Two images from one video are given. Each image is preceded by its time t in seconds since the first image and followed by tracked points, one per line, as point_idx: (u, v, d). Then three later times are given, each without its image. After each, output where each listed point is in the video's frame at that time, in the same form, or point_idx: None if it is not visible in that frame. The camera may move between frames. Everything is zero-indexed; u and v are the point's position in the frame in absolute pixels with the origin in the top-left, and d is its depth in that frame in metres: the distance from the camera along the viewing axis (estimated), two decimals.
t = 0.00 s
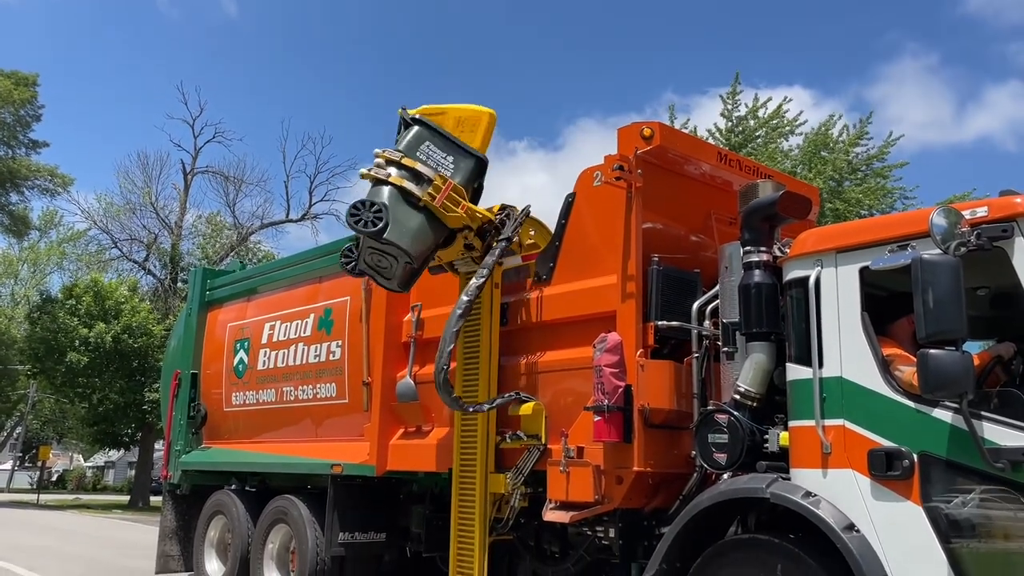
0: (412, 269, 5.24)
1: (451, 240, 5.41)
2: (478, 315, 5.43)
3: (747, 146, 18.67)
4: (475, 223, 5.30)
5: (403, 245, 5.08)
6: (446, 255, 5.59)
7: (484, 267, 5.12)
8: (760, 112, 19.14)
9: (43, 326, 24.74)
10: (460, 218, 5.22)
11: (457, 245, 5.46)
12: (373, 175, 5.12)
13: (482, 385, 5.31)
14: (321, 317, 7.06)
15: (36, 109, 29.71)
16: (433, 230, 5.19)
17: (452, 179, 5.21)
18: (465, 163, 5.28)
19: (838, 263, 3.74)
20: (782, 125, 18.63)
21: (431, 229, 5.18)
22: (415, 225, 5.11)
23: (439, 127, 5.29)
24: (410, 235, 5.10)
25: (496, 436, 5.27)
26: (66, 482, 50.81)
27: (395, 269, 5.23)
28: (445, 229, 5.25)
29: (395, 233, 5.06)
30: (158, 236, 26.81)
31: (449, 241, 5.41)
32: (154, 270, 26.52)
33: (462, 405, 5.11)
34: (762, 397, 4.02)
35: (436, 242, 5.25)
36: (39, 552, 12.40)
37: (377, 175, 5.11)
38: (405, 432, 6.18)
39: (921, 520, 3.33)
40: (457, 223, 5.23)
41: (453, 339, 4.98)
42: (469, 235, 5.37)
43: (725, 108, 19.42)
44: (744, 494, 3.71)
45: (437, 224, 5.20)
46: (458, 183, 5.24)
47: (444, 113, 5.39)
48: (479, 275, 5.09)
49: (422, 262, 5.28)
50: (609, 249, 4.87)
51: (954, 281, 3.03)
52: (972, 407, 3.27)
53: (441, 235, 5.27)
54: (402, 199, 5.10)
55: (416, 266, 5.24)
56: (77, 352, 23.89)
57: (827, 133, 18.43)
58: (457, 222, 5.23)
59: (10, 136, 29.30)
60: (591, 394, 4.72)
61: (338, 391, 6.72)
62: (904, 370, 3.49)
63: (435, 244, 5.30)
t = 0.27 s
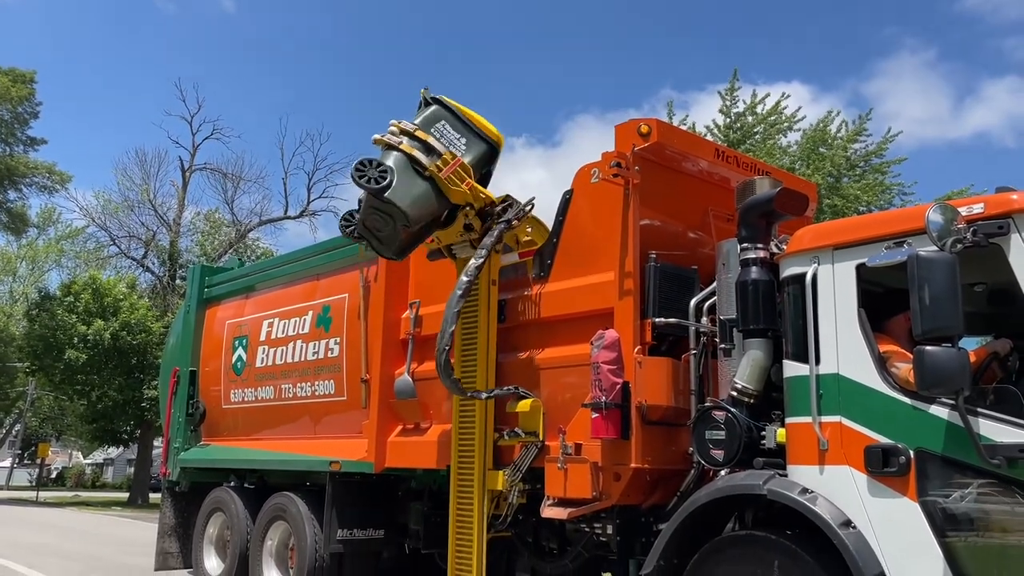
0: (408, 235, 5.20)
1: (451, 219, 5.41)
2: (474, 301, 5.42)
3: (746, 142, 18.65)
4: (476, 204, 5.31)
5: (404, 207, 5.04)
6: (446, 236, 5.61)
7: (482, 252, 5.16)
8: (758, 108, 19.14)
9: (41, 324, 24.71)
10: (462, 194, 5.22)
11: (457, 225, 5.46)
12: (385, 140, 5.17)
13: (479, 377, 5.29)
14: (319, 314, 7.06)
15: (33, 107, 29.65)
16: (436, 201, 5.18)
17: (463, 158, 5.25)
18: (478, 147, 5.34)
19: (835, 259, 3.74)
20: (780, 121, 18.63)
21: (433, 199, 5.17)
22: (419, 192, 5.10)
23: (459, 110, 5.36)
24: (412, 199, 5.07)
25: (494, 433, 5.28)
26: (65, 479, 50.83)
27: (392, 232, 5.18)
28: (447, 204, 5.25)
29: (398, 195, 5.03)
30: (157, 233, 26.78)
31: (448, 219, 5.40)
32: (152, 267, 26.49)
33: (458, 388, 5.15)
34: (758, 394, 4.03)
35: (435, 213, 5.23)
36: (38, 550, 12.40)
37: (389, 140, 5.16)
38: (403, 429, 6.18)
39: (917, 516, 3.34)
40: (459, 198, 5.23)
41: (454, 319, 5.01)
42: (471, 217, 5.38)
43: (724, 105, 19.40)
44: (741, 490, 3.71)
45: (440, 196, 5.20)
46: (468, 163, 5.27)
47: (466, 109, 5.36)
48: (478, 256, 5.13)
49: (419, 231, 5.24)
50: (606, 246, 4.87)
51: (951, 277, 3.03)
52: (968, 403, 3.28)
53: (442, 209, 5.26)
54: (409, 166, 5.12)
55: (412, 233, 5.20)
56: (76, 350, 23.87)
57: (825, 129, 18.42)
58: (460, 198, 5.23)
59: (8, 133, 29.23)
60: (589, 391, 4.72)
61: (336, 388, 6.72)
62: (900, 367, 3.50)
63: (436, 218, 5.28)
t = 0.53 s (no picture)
0: (414, 199, 5.27)
1: (460, 199, 5.40)
2: (473, 288, 5.45)
3: (743, 141, 18.67)
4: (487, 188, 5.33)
5: (416, 167, 5.17)
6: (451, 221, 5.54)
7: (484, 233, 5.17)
8: (756, 107, 19.15)
9: (39, 323, 24.67)
10: (474, 169, 5.25)
11: (464, 206, 5.42)
12: (411, 109, 5.33)
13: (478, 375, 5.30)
14: (318, 313, 7.06)
15: (31, 106, 29.63)
16: (447, 172, 5.25)
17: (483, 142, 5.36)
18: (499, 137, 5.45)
19: (833, 258, 3.75)
20: (778, 120, 18.65)
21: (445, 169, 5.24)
22: (432, 159, 5.21)
23: (488, 103, 5.54)
24: (425, 163, 5.19)
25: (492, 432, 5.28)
26: (63, 479, 50.81)
27: (400, 193, 5.26)
28: (458, 178, 5.28)
29: (411, 155, 5.17)
30: (154, 232, 26.76)
31: (456, 198, 5.40)
32: (150, 266, 26.47)
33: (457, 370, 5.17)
34: (756, 392, 4.04)
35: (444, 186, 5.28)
36: (36, 549, 12.41)
37: (414, 110, 5.32)
38: (401, 429, 6.18)
39: (915, 515, 3.35)
40: (471, 173, 5.26)
41: (457, 302, 5.06)
42: (478, 198, 5.35)
43: (721, 103, 19.42)
44: (739, 489, 3.72)
45: (452, 169, 5.25)
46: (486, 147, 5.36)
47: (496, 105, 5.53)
48: (481, 237, 5.15)
49: (425, 200, 5.30)
50: (604, 245, 4.87)
51: (947, 275, 3.04)
52: (966, 401, 3.28)
53: (453, 183, 5.30)
54: (428, 135, 5.25)
55: (418, 198, 5.27)
56: (73, 349, 23.85)
57: (823, 128, 18.44)
58: (471, 173, 5.26)
59: (5, 132, 29.19)
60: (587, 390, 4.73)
61: (334, 388, 6.72)
62: (898, 365, 3.51)
63: (445, 192, 5.33)
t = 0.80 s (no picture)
0: (421, 172, 5.17)
1: (468, 185, 5.33)
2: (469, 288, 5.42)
3: (740, 142, 18.68)
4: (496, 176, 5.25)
5: (430, 138, 5.09)
6: (455, 203, 5.47)
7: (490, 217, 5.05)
8: (753, 108, 19.17)
9: (35, 325, 24.61)
10: (487, 154, 5.22)
11: (470, 193, 5.33)
12: (437, 92, 5.36)
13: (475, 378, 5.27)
14: (314, 315, 7.05)
15: (27, 107, 29.60)
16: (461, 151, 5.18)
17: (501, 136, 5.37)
18: (515, 136, 5.46)
19: (829, 259, 3.75)
20: (774, 121, 18.66)
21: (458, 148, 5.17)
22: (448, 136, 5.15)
23: (512, 108, 5.64)
24: (440, 137, 5.13)
25: (489, 433, 5.27)
26: (60, 481, 50.71)
27: (409, 162, 5.18)
28: (469, 161, 5.22)
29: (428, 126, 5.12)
30: (151, 234, 26.72)
31: (463, 182, 5.31)
32: (147, 268, 26.44)
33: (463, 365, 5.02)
34: (754, 393, 4.05)
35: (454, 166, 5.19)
36: (32, 552, 12.38)
37: (441, 92, 5.34)
38: (398, 430, 6.17)
39: (911, 515, 3.35)
40: (482, 158, 5.21)
41: (461, 291, 4.94)
42: (485, 185, 5.24)
43: (718, 104, 19.43)
44: (736, 490, 3.72)
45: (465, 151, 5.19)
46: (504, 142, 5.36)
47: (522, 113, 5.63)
48: (484, 222, 5.01)
49: (433, 176, 5.21)
50: (601, 246, 4.87)
51: (944, 275, 3.04)
52: (962, 401, 3.28)
53: (463, 165, 5.22)
54: (448, 116, 5.25)
55: (426, 171, 5.16)
56: (70, 351, 23.79)
57: (820, 129, 18.46)
58: (483, 158, 5.21)
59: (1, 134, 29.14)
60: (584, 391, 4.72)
61: (331, 389, 6.71)
62: (894, 366, 3.52)
63: (453, 172, 5.25)
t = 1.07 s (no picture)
0: (437, 151, 5.24)
1: (480, 178, 5.42)
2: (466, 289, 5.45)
3: (737, 145, 18.70)
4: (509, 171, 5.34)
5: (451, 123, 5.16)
6: (465, 195, 5.54)
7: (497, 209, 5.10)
8: (749, 111, 19.20)
9: (31, 329, 24.56)
10: (505, 149, 5.34)
11: (482, 185, 5.41)
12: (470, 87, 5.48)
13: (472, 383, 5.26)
14: (311, 319, 7.05)
15: (24, 111, 29.60)
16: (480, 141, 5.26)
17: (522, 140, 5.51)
18: (535, 146, 5.61)
19: (825, 262, 3.75)
20: (771, 124, 18.70)
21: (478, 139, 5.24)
22: (472, 124, 5.22)
23: (540, 124, 5.82)
24: (463, 124, 5.19)
25: (487, 437, 5.25)
26: (57, 485, 50.58)
27: (428, 144, 5.24)
28: (487, 153, 5.29)
29: (454, 109, 5.20)
30: (148, 237, 26.70)
31: (475, 173, 5.39)
32: (144, 271, 26.41)
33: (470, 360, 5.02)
34: (750, 396, 4.05)
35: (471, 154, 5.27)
36: (28, 556, 12.35)
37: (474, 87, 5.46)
38: (395, 434, 6.16)
39: (908, 518, 3.35)
40: (500, 152, 5.32)
41: (470, 282, 5.02)
42: (496, 177, 5.31)
43: (715, 108, 19.46)
44: (733, 493, 3.72)
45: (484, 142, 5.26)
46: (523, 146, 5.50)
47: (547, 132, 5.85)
48: (492, 213, 5.07)
49: (449, 159, 5.29)
50: (598, 249, 4.87)
51: (940, 278, 3.04)
52: (958, 404, 3.28)
53: (479, 156, 5.30)
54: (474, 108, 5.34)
55: (442, 151, 5.24)
56: (66, 355, 23.74)
57: (816, 132, 18.49)
58: (500, 153, 5.32)
59: None
60: (581, 395, 4.72)
61: (328, 393, 6.70)
62: (891, 370, 3.51)
63: (469, 160, 5.33)
